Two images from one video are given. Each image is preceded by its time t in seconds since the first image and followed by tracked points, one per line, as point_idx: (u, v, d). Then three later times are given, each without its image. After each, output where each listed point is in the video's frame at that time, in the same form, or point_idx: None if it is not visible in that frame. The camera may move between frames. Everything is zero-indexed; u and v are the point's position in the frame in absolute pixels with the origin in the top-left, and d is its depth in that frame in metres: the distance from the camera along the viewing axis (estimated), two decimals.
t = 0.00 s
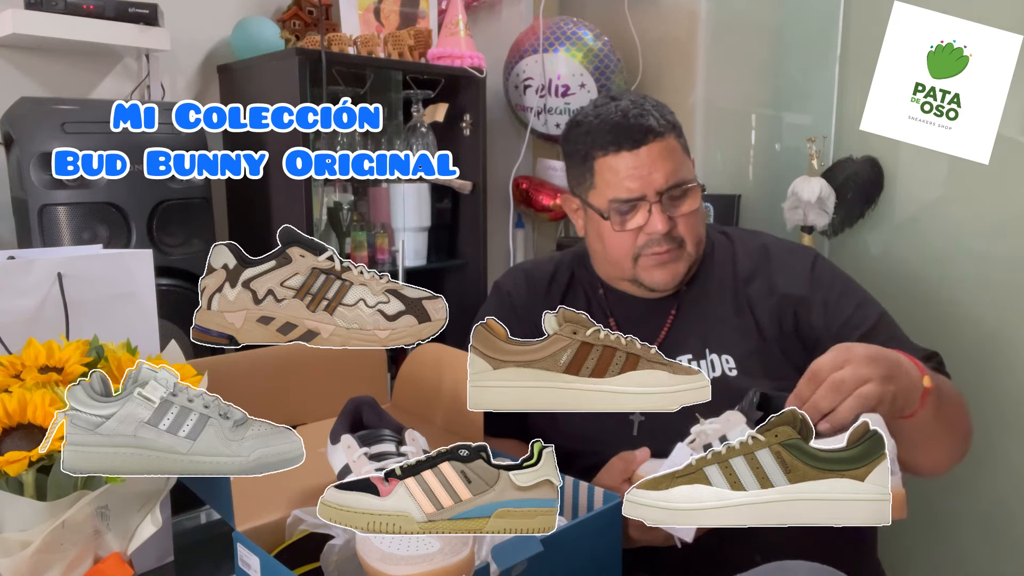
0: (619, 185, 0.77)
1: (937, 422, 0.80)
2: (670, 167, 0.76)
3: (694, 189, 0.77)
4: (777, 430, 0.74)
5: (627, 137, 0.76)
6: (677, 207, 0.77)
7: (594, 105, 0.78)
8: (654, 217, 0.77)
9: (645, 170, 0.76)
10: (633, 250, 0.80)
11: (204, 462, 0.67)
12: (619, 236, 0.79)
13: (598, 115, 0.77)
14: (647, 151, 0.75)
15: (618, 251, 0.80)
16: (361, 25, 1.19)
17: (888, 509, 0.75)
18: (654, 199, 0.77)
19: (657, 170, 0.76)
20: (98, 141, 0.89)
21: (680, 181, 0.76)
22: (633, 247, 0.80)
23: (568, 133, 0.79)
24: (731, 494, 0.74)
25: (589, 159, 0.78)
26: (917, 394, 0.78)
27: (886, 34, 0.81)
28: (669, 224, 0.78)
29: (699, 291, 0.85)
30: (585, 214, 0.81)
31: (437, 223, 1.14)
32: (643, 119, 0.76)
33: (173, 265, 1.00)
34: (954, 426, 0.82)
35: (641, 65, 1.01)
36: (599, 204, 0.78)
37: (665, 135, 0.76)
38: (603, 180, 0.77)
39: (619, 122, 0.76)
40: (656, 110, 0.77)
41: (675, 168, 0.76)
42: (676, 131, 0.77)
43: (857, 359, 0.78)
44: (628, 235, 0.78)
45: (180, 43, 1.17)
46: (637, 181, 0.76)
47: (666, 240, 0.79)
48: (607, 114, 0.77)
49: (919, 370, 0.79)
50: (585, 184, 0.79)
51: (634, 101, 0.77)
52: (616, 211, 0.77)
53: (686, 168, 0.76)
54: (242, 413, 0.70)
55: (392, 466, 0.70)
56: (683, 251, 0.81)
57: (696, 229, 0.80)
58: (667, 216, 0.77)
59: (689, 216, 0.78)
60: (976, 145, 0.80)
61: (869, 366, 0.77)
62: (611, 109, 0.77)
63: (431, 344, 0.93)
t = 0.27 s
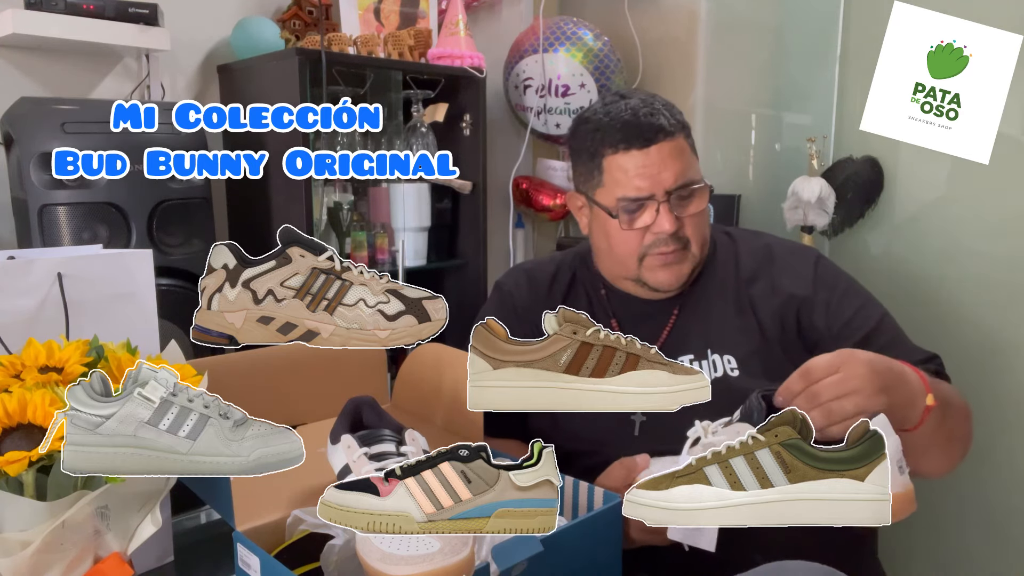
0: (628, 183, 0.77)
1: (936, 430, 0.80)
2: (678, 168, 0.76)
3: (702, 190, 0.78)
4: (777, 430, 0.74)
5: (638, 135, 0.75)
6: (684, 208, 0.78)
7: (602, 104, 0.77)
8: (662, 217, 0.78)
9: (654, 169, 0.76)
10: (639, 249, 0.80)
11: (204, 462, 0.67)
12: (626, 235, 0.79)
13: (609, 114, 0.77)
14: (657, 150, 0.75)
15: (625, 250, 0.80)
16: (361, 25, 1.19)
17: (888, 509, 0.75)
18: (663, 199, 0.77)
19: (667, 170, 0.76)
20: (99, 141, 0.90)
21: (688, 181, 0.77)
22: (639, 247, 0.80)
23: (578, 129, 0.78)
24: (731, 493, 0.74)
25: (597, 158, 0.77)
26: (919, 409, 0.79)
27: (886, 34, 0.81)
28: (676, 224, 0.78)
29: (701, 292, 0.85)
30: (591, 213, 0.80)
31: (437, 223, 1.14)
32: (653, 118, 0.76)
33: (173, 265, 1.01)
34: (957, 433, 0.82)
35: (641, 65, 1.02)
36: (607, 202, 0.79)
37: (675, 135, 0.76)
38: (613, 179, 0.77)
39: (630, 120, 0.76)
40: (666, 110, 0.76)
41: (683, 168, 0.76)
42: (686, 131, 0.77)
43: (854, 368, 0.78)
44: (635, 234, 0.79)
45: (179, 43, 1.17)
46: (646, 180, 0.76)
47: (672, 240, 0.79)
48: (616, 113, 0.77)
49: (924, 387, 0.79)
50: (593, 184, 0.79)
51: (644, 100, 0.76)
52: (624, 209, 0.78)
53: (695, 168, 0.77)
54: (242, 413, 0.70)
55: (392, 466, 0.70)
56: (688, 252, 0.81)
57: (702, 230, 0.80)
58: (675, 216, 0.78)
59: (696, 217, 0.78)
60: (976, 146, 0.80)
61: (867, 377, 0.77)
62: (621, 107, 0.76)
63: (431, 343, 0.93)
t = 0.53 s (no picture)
0: (626, 184, 0.77)
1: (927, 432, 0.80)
2: (676, 169, 0.77)
3: (700, 190, 0.78)
4: (777, 430, 0.74)
5: (637, 135, 0.76)
6: (682, 208, 0.78)
7: (603, 104, 0.77)
8: (659, 217, 0.79)
9: (653, 170, 0.76)
10: (638, 249, 0.81)
11: (204, 462, 0.67)
12: (624, 234, 0.80)
13: (609, 114, 0.77)
14: (655, 151, 0.76)
15: (624, 249, 0.81)
16: (361, 25, 1.19)
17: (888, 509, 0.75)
18: (661, 199, 0.78)
19: (665, 170, 0.76)
20: (99, 141, 0.90)
21: (687, 181, 0.77)
22: (638, 246, 0.81)
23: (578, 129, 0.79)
24: (731, 493, 0.74)
25: (597, 156, 0.78)
26: (905, 415, 0.79)
27: (886, 34, 0.82)
28: (674, 224, 0.79)
29: (701, 291, 0.85)
30: (591, 214, 0.81)
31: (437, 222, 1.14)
32: (651, 118, 0.76)
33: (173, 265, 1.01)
34: (951, 435, 0.82)
35: (641, 65, 1.02)
36: (606, 202, 0.79)
37: (675, 136, 0.77)
38: (612, 179, 0.78)
39: (628, 121, 0.76)
40: (665, 110, 0.76)
41: (682, 169, 0.77)
42: (685, 131, 0.77)
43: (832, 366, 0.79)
44: (633, 233, 0.80)
45: (180, 43, 1.17)
46: (644, 180, 0.77)
47: (670, 240, 0.80)
48: (616, 112, 0.77)
49: (909, 392, 0.79)
50: (593, 183, 0.79)
51: (643, 99, 0.77)
52: (622, 209, 0.78)
53: (693, 168, 0.77)
54: (242, 413, 0.70)
55: (391, 466, 0.70)
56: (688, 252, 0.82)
57: (700, 230, 0.81)
58: (673, 216, 0.78)
59: (695, 217, 0.79)
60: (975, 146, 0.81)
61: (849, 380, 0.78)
62: (620, 108, 0.76)
63: (431, 343, 0.93)
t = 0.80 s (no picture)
0: (620, 184, 0.77)
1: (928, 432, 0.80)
2: (669, 170, 0.76)
3: (696, 191, 0.77)
4: (777, 430, 0.73)
5: (629, 137, 0.75)
6: (677, 209, 0.78)
7: (598, 103, 0.77)
8: (654, 218, 0.78)
9: (646, 171, 0.76)
10: (633, 251, 0.81)
11: (204, 462, 0.67)
12: (619, 236, 0.80)
13: (604, 114, 0.76)
14: (649, 152, 0.75)
15: (619, 251, 0.81)
16: (361, 25, 1.19)
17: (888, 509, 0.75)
18: (655, 200, 0.77)
19: (659, 171, 0.76)
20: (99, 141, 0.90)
21: (682, 182, 0.76)
22: (633, 247, 0.81)
23: (574, 130, 0.78)
24: (731, 493, 0.74)
25: (591, 157, 0.77)
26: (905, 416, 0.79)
27: (886, 34, 0.82)
28: (669, 225, 0.79)
29: (701, 291, 0.85)
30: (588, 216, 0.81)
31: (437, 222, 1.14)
32: (645, 119, 0.75)
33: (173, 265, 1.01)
34: (952, 434, 0.82)
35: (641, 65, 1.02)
36: (601, 203, 0.79)
37: (669, 136, 0.76)
38: (606, 181, 0.77)
39: (622, 121, 0.75)
40: (660, 110, 0.76)
41: (677, 170, 0.76)
42: (680, 132, 0.76)
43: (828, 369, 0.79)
44: (628, 235, 0.79)
45: (180, 42, 1.17)
46: (638, 182, 0.76)
47: (665, 241, 0.80)
48: (611, 113, 0.76)
49: (908, 393, 0.79)
50: (586, 185, 0.79)
51: (638, 100, 0.76)
52: (617, 210, 0.78)
53: (689, 170, 0.76)
54: (242, 413, 0.70)
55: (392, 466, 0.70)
56: (685, 254, 0.82)
57: (697, 230, 0.80)
58: (667, 217, 0.78)
59: (690, 218, 0.78)
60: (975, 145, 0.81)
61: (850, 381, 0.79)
62: (615, 108, 0.76)
63: (431, 344, 0.93)
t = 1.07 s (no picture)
0: (609, 186, 0.77)
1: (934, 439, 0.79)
2: (658, 172, 0.76)
3: (687, 193, 0.77)
4: (777, 430, 0.73)
5: (620, 138, 0.75)
6: (667, 211, 0.77)
7: (591, 104, 0.77)
8: (644, 219, 0.78)
9: (635, 173, 0.76)
10: (623, 253, 0.80)
11: (204, 462, 0.67)
12: (610, 237, 0.79)
13: (595, 115, 0.77)
14: (638, 154, 0.75)
15: (610, 253, 0.80)
16: (361, 25, 1.19)
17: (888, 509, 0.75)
18: (644, 202, 0.77)
19: (647, 173, 0.76)
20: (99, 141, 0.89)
21: (671, 184, 0.76)
22: (624, 249, 0.80)
23: (568, 131, 0.79)
24: (731, 493, 0.74)
25: (582, 159, 0.78)
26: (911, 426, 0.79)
27: (886, 34, 0.81)
28: (659, 227, 0.78)
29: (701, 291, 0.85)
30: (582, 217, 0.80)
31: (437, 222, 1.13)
32: (635, 120, 0.75)
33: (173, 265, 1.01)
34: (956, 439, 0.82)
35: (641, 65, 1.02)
36: (591, 204, 0.78)
37: (659, 138, 0.76)
38: (596, 182, 0.77)
39: (612, 123, 0.76)
40: (649, 111, 0.76)
41: (665, 171, 0.76)
42: (671, 133, 0.77)
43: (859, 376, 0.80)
44: (619, 236, 0.79)
45: (180, 43, 1.17)
46: (627, 183, 0.76)
47: (656, 243, 0.79)
48: (601, 114, 0.77)
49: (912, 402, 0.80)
50: (579, 186, 0.79)
51: (629, 101, 0.76)
52: (606, 211, 0.78)
53: (678, 171, 0.76)
54: (242, 413, 0.71)
55: (392, 466, 0.70)
56: (677, 255, 0.81)
57: (688, 232, 0.79)
58: (657, 219, 0.77)
59: (680, 220, 0.78)
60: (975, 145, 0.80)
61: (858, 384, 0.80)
62: (605, 109, 0.76)
63: (431, 344, 0.93)
